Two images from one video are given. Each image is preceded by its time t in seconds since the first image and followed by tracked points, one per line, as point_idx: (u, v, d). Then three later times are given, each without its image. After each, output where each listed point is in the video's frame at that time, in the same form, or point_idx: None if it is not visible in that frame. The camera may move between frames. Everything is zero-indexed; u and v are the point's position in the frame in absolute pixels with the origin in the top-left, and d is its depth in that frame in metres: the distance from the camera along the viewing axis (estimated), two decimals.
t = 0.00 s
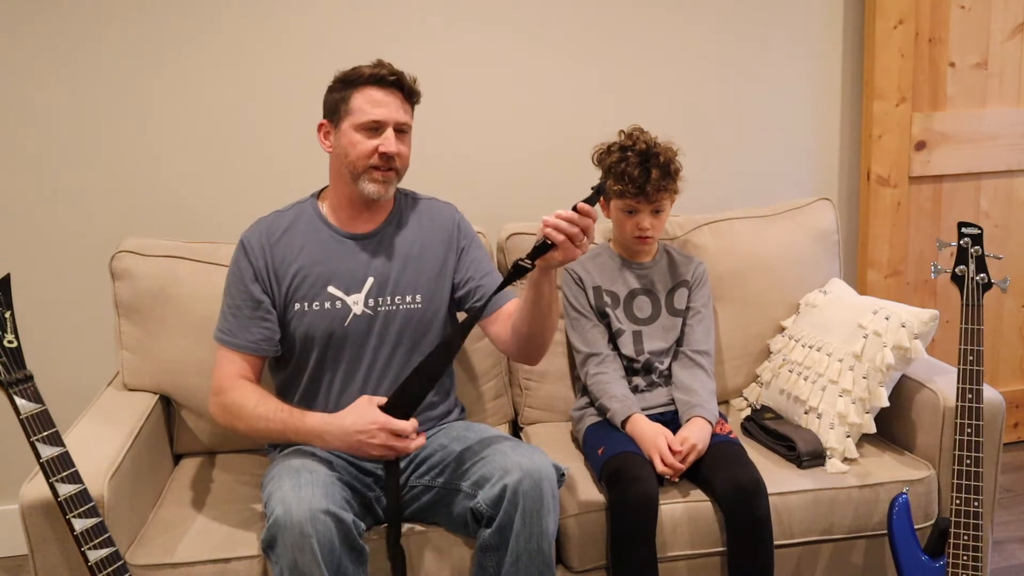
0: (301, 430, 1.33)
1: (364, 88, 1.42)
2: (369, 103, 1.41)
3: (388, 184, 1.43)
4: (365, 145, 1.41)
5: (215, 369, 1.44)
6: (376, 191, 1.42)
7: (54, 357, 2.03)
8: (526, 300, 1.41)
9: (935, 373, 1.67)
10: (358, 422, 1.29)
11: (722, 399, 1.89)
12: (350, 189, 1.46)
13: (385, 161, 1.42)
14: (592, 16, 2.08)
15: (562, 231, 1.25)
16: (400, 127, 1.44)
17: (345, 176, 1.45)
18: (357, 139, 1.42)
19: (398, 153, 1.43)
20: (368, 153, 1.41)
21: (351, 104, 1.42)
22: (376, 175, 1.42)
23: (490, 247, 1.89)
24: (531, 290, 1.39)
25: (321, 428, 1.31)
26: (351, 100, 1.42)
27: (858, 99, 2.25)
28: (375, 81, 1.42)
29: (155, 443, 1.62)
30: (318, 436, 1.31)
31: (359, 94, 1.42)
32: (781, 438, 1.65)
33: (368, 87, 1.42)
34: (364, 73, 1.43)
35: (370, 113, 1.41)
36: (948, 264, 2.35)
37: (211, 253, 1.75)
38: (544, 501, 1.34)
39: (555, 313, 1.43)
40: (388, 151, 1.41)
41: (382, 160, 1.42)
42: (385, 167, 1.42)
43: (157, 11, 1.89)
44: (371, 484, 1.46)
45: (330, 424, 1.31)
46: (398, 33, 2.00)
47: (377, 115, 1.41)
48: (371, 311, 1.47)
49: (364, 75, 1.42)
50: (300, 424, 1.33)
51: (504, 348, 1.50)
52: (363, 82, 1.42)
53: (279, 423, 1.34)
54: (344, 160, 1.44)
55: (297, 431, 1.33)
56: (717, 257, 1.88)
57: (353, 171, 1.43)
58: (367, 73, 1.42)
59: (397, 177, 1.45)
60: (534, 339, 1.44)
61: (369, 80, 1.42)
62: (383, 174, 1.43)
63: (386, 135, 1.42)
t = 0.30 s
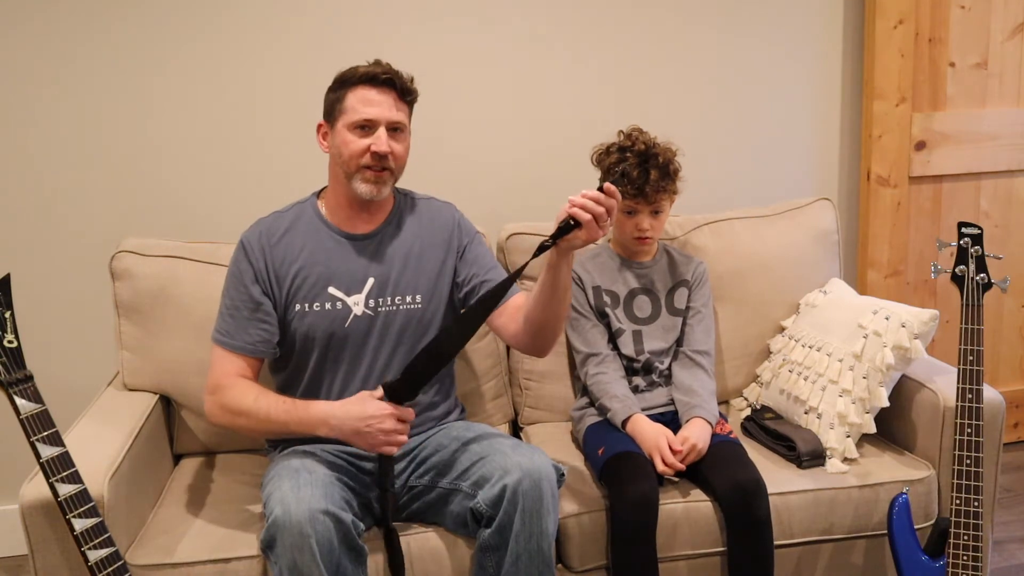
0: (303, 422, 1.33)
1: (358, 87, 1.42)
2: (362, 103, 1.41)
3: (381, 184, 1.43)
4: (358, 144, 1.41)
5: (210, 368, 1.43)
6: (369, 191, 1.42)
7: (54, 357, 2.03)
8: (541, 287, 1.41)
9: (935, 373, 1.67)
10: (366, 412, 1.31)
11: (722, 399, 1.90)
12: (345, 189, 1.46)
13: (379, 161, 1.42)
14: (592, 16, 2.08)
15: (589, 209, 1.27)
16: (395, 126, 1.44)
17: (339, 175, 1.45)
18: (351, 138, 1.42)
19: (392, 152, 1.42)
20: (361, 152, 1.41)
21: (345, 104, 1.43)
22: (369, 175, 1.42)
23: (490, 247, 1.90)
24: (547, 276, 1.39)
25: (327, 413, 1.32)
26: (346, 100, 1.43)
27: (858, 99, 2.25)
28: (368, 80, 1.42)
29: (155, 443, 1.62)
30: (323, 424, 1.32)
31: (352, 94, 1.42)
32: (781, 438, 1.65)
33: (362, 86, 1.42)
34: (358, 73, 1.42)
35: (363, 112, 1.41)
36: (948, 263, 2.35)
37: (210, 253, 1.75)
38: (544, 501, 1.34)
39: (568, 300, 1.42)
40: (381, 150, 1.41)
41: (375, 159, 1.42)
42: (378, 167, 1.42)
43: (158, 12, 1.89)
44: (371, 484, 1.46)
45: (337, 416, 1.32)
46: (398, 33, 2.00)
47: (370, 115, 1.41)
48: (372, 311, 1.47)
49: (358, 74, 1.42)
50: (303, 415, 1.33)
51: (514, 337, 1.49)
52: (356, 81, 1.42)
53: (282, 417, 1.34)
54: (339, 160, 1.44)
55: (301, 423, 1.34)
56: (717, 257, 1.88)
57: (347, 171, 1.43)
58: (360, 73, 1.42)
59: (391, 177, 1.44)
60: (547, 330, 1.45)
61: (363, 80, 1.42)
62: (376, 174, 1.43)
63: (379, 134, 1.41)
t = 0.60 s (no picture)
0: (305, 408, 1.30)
1: (364, 97, 1.40)
2: (368, 115, 1.39)
3: (381, 196, 1.44)
4: (361, 156, 1.41)
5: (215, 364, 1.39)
6: (369, 202, 1.43)
7: (54, 357, 2.03)
8: (562, 288, 1.39)
9: (935, 373, 1.67)
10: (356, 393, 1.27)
11: (722, 399, 1.90)
12: (344, 196, 1.46)
13: (380, 173, 1.42)
14: (592, 15, 2.08)
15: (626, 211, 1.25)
16: (398, 138, 1.42)
17: (339, 182, 1.45)
18: (353, 149, 1.41)
19: (394, 165, 1.42)
20: (364, 165, 1.41)
21: (350, 112, 1.40)
22: (369, 187, 1.42)
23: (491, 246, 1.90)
24: (570, 277, 1.37)
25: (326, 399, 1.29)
26: (350, 109, 1.40)
27: (858, 99, 2.25)
28: (376, 91, 1.39)
29: (155, 443, 1.62)
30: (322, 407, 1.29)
31: (358, 104, 1.40)
32: (781, 438, 1.65)
33: (368, 97, 1.39)
34: (365, 82, 1.39)
35: (369, 124, 1.39)
36: (948, 263, 2.35)
37: (210, 253, 1.75)
38: (544, 501, 1.34)
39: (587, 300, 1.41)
40: (385, 164, 1.41)
41: (377, 172, 1.42)
42: (379, 179, 1.42)
43: (158, 12, 1.89)
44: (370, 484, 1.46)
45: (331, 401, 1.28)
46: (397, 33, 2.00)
47: (375, 128, 1.39)
48: (371, 311, 1.47)
49: (365, 83, 1.39)
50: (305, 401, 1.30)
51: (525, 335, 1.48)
52: (363, 91, 1.39)
53: (282, 405, 1.31)
54: (340, 168, 1.44)
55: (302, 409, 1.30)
56: (717, 257, 1.88)
57: (348, 180, 1.43)
58: (368, 82, 1.39)
59: (391, 187, 1.45)
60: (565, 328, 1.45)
61: (370, 90, 1.39)
62: (377, 186, 1.43)
63: (382, 148, 1.41)
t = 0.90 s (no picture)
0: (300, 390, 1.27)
1: (364, 101, 1.39)
2: (367, 119, 1.39)
3: (377, 198, 1.44)
4: (359, 159, 1.41)
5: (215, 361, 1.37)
6: (365, 205, 1.43)
7: (54, 357, 2.03)
8: (576, 268, 1.40)
9: (936, 373, 1.67)
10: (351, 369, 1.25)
11: (722, 399, 1.90)
12: (340, 196, 1.46)
13: (377, 177, 1.42)
14: (592, 15, 2.08)
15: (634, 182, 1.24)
16: (396, 144, 1.42)
17: (337, 184, 1.45)
18: (351, 152, 1.41)
19: (391, 171, 1.42)
20: (361, 168, 1.41)
21: (349, 115, 1.40)
22: (365, 190, 1.43)
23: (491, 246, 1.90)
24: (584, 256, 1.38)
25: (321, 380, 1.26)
26: (349, 111, 1.40)
27: (858, 99, 2.25)
28: (376, 96, 1.38)
29: (155, 443, 1.62)
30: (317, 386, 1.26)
31: (358, 107, 1.39)
32: (781, 438, 1.65)
33: (368, 101, 1.39)
34: (366, 86, 1.39)
35: (367, 129, 1.39)
36: (948, 263, 2.35)
37: (210, 253, 1.75)
38: (546, 501, 1.34)
39: (599, 279, 1.42)
40: (382, 169, 1.41)
41: (373, 176, 1.42)
42: (375, 184, 1.43)
43: (159, 12, 1.89)
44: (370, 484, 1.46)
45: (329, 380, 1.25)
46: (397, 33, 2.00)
47: (373, 133, 1.39)
48: (372, 311, 1.47)
49: (367, 86, 1.38)
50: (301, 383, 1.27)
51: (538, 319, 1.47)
52: (363, 95, 1.39)
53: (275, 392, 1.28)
54: (338, 169, 1.44)
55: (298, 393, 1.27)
56: (718, 257, 1.88)
57: (345, 182, 1.43)
58: (369, 86, 1.38)
59: (387, 191, 1.45)
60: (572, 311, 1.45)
61: (370, 94, 1.38)
62: (373, 189, 1.43)
63: (380, 152, 1.41)
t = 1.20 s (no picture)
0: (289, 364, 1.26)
1: (361, 98, 1.39)
2: (365, 115, 1.39)
3: (377, 195, 1.43)
4: (358, 156, 1.40)
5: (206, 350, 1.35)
6: (366, 203, 1.43)
7: (54, 357, 2.02)
8: (586, 262, 1.38)
9: (936, 373, 1.67)
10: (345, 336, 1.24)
11: (722, 399, 1.90)
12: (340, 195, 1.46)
13: (376, 174, 1.42)
14: (592, 15, 2.08)
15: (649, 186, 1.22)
16: (395, 140, 1.42)
17: (337, 182, 1.44)
18: (350, 149, 1.41)
19: (390, 166, 1.42)
20: (360, 165, 1.41)
21: (347, 112, 1.40)
22: (365, 187, 1.42)
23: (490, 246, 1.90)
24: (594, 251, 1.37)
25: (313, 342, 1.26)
26: (347, 109, 1.40)
27: (858, 99, 2.25)
28: (373, 93, 1.38)
29: (155, 443, 1.62)
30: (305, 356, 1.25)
31: (355, 104, 1.39)
32: (781, 438, 1.65)
33: (365, 97, 1.39)
34: (363, 82, 1.39)
35: (365, 125, 1.39)
36: (948, 263, 2.35)
37: (210, 253, 1.75)
38: (546, 501, 1.34)
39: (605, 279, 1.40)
40: (381, 164, 1.40)
41: (373, 172, 1.41)
42: (375, 180, 1.42)
43: (159, 11, 1.89)
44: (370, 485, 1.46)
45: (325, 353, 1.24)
46: (397, 33, 2.00)
47: (371, 129, 1.39)
48: (372, 311, 1.47)
49: (363, 82, 1.39)
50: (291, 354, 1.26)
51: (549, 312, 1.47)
52: (360, 91, 1.39)
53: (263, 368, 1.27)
54: (338, 168, 1.43)
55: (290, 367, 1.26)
56: (717, 257, 1.88)
57: (345, 180, 1.42)
58: (365, 83, 1.39)
59: (388, 187, 1.44)
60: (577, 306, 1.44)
61: (367, 91, 1.39)
62: (373, 186, 1.43)
63: (379, 148, 1.40)
